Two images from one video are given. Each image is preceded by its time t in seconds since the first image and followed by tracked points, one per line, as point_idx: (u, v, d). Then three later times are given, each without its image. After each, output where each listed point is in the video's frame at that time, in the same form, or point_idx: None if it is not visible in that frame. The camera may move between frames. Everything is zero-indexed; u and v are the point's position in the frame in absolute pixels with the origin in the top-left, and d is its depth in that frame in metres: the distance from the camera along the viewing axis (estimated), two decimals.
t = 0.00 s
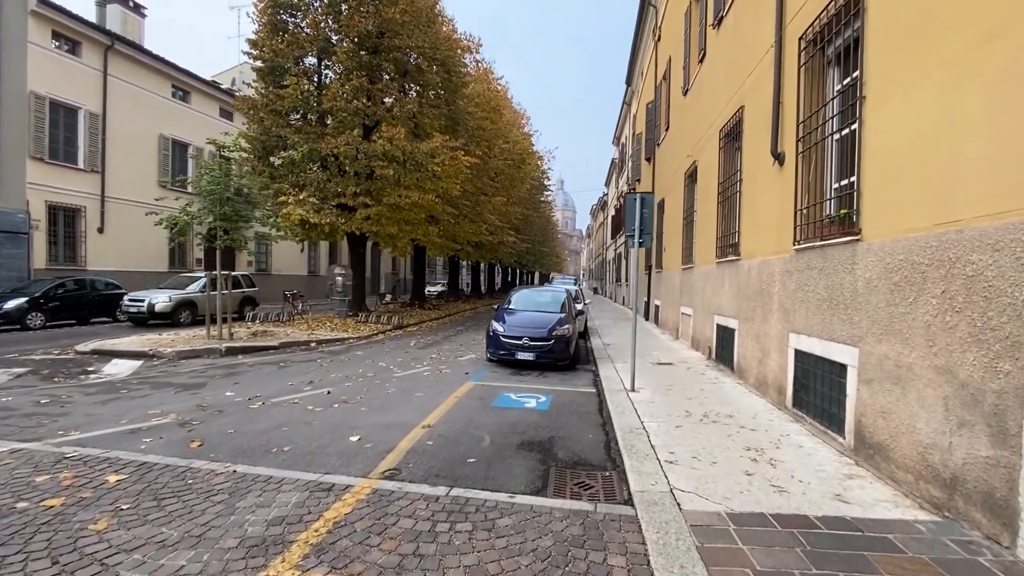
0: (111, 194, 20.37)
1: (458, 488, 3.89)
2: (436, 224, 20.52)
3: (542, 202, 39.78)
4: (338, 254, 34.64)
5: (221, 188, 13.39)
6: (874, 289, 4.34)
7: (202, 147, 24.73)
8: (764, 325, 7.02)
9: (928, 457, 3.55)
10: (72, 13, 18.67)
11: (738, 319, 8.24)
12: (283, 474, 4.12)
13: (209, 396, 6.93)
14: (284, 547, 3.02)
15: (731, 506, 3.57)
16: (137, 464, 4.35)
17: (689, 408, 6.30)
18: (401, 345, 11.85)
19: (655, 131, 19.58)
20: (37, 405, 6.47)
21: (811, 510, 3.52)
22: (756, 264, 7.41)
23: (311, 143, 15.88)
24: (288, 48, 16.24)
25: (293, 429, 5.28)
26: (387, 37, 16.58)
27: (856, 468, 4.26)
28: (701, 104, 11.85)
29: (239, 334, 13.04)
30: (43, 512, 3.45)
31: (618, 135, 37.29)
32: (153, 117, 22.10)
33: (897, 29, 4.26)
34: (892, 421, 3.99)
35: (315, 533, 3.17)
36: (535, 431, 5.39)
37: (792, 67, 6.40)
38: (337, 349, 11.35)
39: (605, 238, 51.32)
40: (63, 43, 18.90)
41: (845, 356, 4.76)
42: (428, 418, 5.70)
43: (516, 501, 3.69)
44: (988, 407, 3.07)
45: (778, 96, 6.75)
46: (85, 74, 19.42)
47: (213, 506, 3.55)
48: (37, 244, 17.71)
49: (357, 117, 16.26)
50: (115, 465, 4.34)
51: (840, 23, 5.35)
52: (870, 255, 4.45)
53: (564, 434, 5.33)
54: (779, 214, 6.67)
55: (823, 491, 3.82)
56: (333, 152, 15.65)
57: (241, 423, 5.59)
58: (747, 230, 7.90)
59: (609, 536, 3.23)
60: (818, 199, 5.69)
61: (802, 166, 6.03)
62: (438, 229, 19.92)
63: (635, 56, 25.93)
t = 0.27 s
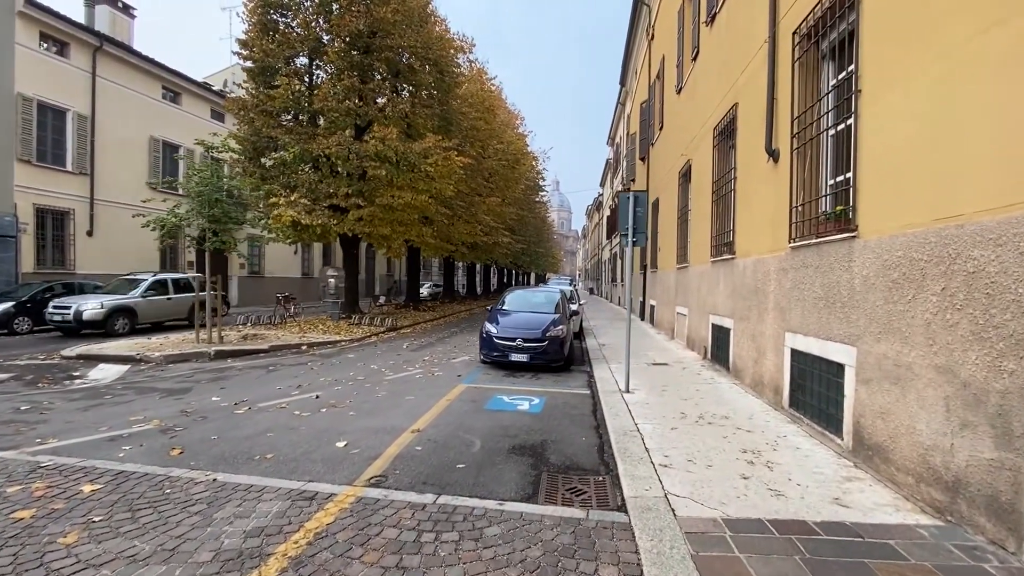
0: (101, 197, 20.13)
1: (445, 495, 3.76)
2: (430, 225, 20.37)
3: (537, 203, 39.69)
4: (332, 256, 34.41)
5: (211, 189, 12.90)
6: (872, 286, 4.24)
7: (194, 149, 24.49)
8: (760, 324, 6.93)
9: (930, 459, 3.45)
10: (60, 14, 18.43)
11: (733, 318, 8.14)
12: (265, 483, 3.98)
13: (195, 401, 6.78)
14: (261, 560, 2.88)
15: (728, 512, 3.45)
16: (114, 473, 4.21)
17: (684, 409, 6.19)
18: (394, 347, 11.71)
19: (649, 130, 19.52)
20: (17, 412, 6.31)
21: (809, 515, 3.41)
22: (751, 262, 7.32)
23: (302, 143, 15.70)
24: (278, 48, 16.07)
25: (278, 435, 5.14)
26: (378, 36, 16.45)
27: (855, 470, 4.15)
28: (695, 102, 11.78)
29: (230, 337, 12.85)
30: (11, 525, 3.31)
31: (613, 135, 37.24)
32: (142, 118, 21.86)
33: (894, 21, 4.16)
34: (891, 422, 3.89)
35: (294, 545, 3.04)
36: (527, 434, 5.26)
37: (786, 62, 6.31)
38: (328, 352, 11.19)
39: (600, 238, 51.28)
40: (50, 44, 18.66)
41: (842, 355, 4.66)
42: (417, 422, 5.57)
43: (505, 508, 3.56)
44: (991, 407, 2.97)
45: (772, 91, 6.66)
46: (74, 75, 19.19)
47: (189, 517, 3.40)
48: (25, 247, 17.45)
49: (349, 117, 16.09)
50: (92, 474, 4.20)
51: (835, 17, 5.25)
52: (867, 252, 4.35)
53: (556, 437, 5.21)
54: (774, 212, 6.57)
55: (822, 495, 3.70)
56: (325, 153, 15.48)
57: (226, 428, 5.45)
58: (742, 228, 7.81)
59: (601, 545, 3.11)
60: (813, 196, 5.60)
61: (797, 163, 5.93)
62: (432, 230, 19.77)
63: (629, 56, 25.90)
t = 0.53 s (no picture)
0: (88, 199, 19.81)
1: (433, 505, 3.61)
2: (422, 226, 20.21)
3: (531, 203, 39.56)
4: (325, 257, 34.12)
5: (196, 189, 12.57)
6: (871, 284, 4.14)
7: (183, 150, 24.18)
8: (755, 323, 6.83)
9: (935, 463, 3.33)
10: (44, 13, 18.12)
11: (729, 318, 8.04)
12: (245, 494, 3.81)
13: (178, 407, 6.59)
14: None
15: (726, 519, 3.32)
16: (87, 486, 4.03)
17: (680, 410, 6.07)
18: (385, 349, 11.54)
19: (642, 129, 19.44)
20: None
21: (811, 522, 3.28)
22: (747, 260, 7.22)
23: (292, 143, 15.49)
24: (267, 47, 15.85)
25: (262, 442, 4.97)
26: (369, 35, 16.26)
27: (856, 473, 4.04)
28: (688, 100, 11.69)
29: (218, 341, 12.62)
30: None
31: (606, 135, 37.20)
32: (130, 120, 21.56)
33: (890, 11, 4.05)
34: (892, 423, 3.78)
35: (272, 562, 2.88)
36: (519, 438, 5.13)
37: (781, 57, 6.21)
38: (319, 355, 11.00)
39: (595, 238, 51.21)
40: (35, 44, 18.34)
41: (842, 355, 4.54)
42: (407, 427, 5.41)
43: (496, 518, 3.41)
44: (999, 408, 2.86)
45: (767, 87, 6.55)
46: (60, 76, 18.88)
47: (162, 533, 3.23)
48: (10, 251, 17.12)
49: (339, 116, 15.89)
50: (64, 486, 4.01)
51: (830, 10, 5.16)
52: (866, 248, 4.25)
53: (550, 441, 5.07)
54: (769, 209, 6.47)
55: (825, 500, 3.58)
56: (315, 153, 15.27)
57: (209, 435, 5.28)
58: (737, 226, 7.71)
59: (595, 557, 2.97)
60: (810, 192, 5.50)
61: (792, 159, 5.83)
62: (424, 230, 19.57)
63: (622, 55, 25.82)
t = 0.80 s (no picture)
0: (73, 202, 19.49)
1: (422, 516, 3.49)
2: (414, 227, 20.03)
3: (524, 204, 39.44)
4: (317, 259, 33.84)
5: (181, 191, 11.99)
6: (869, 283, 4.05)
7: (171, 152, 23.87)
8: (750, 322, 6.75)
9: (936, 466, 3.25)
10: (27, 13, 17.79)
11: (723, 317, 7.96)
12: (227, 507, 3.66)
13: (161, 414, 6.41)
14: None
15: (726, 528, 3.22)
16: (60, 500, 3.86)
17: (675, 412, 5.97)
18: (377, 352, 11.38)
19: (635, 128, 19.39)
20: None
21: (812, 528, 3.19)
22: (741, 259, 7.15)
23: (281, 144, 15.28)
24: (255, 46, 15.62)
25: (247, 451, 4.82)
26: (358, 34, 16.08)
27: (855, 476, 3.95)
28: (680, 98, 11.62)
29: (207, 345, 12.39)
30: None
31: (599, 134, 37.15)
32: (117, 121, 21.25)
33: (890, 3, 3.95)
34: (892, 425, 3.70)
35: None
36: (512, 444, 5.01)
37: (775, 53, 6.12)
38: (309, 359, 10.82)
39: (588, 238, 51.13)
40: (17, 44, 18.00)
41: (839, 355, 4.46)
42: (397, 433, 5.28)
43: (487, 530, 3.29)
44: (1004, 411, 2.78)
45: (761, 84, 6.47)
46: (43, 76, 18.56)
47: (137, 550, 3.08)
48: None
49: (329, 116, 15.70)
50: (36, 501, 3.85)
51: (825, 4, 5.07)
52: (863, 246, 4.17)
53: (543, 446, 4.95)
54: (764, 208, 6.39)
55: (826, 505, 3.48)
56: (304, 153, 15.06)
57: (192, 445, 5.12)
58: (731, 225, 7.63)
59: (590, 570, 2.85)
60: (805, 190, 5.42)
61: (786, 156, 5.74)
62: (416, 231, 19.41)
63: (614, 54, 25.78)
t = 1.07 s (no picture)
0: (58, 203, 19.17)
1: (410, 523, 3.38)
2: (406, 226, 19.90)
3: (517, 203, 39.34)
4: (308, 260, 33.58)
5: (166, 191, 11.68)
6: (863, 279, 4.00)
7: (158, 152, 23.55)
8: (743, 320, 6.71)
9: (934, 466, 3.20)
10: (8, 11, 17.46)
11: (716, 315, 7.91)
12: (208, 517, 3.54)
13: (145, 420, 6.26)
14: None
15: (720, 531, 3.15)
16: (34, 511, 3.72)
17: (668, 412, 5.91)
18: (368, 353, 11.25)
19: (626, 126, 19.35)
20: None
21: (808, 531, 3.12)
22: (734, 256, 7.10)
23: (270, 143, 15.10)
24: (242, 44, 15.40)
25: (231, 457, 4.70)
26: (347, 32, 15.90)
27: (850, 475, 3.90)
28: (672, 95, 11.56)
29: (194, 348, 12.19)
30: None
31: (591, 133, 37.12)
32: (102, 121, 20.92)
33: None
34: (888, 424, 3.64)
35: None
36: (503, 446, 4.92)
37: (766, 48, 6.07)
38: (299, 361, 10.68)
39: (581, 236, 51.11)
40: None
41: (833, 352, 4.41)
42: (386, 437, 5.18)
43: (477, 537, 3.19)
44: (1003, 409, 2.72)
45: (752, 80, 6.42)
46: (26, 76, 18.23)
47: (112, 564, 2.96)
48: None
49: (318, 115, 15.52)
50: (10, 512, 3.71)
51: None
52: (857, 243, 4.12)
53: (535, 448, 4.87)
54: (756, 204, 6.34)
55: (822, 507, 3.42)
56: (293, 152, 14.88)
57: (175, 451, 4.99)
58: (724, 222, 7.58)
59: None
60: (797, 186, 5.37)
61: (778, 152, 5.69)
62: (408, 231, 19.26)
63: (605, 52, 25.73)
